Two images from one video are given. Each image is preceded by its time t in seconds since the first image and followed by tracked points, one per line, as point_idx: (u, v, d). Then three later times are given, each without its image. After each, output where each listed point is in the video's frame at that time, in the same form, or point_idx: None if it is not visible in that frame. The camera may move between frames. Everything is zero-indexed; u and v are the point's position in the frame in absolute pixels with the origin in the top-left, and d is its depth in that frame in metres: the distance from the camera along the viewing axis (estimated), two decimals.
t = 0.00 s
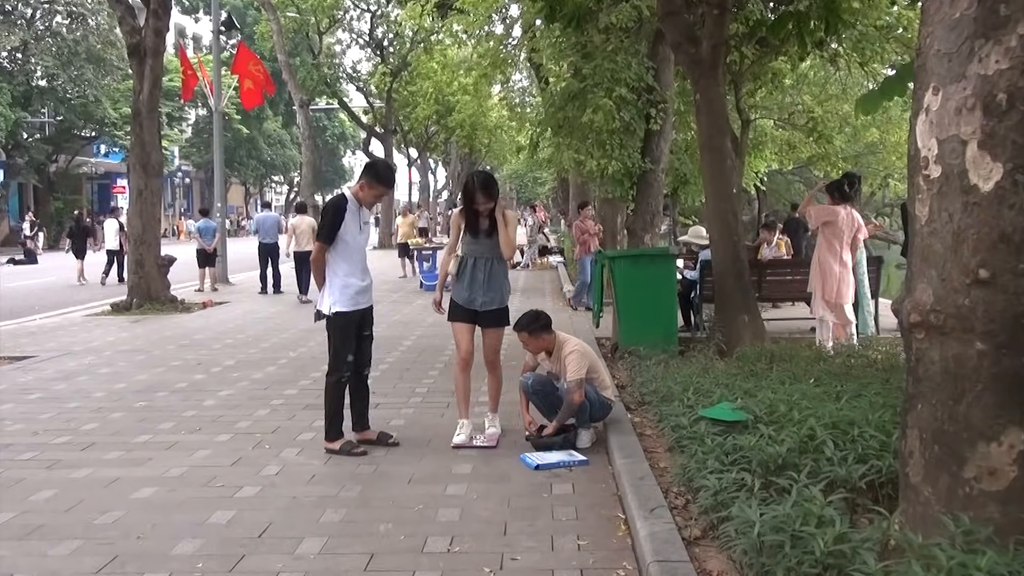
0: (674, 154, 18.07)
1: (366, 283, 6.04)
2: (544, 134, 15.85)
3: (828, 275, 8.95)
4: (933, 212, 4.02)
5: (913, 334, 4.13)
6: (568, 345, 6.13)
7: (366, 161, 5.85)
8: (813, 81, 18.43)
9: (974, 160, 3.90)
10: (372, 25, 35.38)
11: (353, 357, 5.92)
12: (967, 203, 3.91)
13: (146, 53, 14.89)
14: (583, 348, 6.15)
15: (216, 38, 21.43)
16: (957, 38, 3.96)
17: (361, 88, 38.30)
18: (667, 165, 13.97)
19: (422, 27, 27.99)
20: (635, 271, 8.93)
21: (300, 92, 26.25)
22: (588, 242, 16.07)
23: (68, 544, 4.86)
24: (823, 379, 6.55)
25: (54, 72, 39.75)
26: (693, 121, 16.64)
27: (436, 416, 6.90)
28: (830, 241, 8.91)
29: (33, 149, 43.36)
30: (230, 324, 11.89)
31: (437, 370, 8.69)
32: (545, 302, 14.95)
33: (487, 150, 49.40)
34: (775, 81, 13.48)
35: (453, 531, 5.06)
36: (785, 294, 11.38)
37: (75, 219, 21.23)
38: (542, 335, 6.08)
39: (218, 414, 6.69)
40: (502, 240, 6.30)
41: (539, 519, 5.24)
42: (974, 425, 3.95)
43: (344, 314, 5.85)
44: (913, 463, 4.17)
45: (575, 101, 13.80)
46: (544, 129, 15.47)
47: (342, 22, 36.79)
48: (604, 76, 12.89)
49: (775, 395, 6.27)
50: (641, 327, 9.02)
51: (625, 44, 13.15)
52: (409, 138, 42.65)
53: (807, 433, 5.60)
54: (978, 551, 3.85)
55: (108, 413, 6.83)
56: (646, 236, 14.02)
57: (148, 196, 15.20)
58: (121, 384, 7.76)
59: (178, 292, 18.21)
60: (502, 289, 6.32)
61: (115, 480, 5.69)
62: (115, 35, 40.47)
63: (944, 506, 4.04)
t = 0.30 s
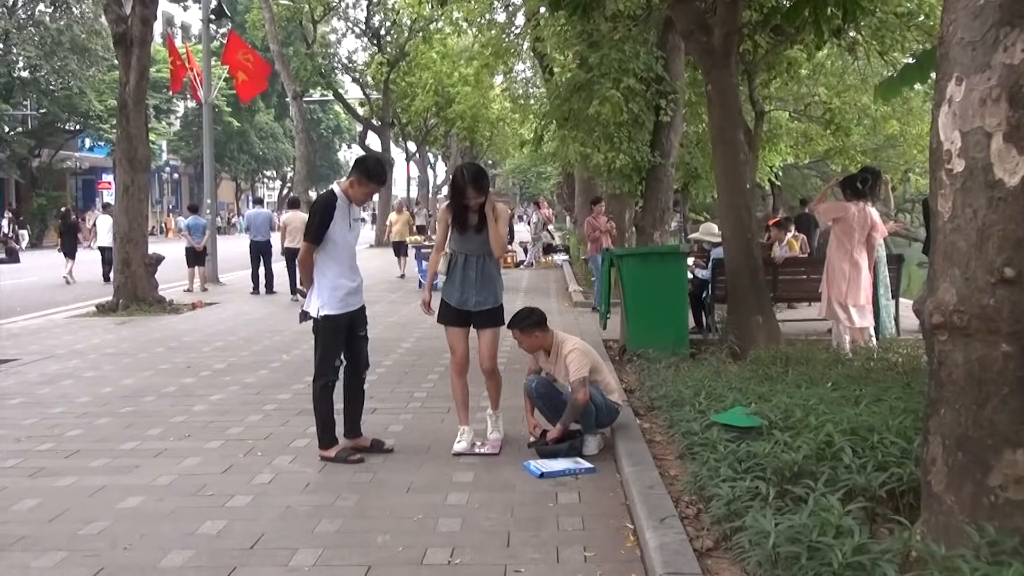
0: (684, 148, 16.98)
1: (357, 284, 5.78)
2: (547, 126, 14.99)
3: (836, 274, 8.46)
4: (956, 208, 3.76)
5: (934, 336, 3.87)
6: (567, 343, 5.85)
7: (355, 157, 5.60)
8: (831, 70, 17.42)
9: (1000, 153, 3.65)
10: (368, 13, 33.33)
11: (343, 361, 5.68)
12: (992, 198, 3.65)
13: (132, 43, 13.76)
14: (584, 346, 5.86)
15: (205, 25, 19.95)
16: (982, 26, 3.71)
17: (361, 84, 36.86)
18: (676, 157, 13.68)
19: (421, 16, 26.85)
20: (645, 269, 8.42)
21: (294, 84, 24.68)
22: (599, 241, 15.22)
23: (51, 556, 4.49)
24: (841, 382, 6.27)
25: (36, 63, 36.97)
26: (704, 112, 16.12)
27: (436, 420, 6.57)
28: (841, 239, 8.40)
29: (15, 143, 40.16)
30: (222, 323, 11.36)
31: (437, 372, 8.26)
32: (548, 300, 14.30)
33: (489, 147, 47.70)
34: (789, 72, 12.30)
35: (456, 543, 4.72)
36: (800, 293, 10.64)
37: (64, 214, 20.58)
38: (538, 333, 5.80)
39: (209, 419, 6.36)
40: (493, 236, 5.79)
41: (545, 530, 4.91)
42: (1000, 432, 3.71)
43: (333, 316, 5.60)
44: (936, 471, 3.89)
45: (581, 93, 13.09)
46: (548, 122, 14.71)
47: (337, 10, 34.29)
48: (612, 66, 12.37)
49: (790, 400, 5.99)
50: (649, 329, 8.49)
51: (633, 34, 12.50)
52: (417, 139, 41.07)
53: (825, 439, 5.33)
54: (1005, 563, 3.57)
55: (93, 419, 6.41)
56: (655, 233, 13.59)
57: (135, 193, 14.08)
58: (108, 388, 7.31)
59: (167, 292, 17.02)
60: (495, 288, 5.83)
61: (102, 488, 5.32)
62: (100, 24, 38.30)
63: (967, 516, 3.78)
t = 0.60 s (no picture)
0: (696, 142, 16.31)
1: (354, 284, 5.56)
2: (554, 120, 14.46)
3: (853, 273, 8.16)
4: (981, 204, 3.53)
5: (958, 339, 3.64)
6: (569, 345, 5.55)
7: (346, 153, 5.37)
8: (850, 60, 16.64)
9: None
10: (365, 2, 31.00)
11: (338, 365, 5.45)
12: (1020, 194, 3.43)
13: (121, 34, 13.17)
14: (587, 346, 5.56)
15: (196, 17, 18.91)
16: (1007, 14, 3.49)
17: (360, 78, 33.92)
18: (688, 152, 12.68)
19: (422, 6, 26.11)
20: (655, 269, 7.81)
21: (288, 74, 22.16)
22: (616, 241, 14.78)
23: (35, 569, 4.25)
24: (861, 388, 6.00)
25: (20, 55, 36.20)
26: (717, 106, 15.41)
27: (437, 428, 6.32)
28: (860, 237, 8.12)
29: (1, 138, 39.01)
30: (216, 325, 11.06)
31: (439, 377, 7.97)
32: (555, 301, 13.86)
33: (492, 145, 46.54)
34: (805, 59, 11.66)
35: (458, 555, 4.46)
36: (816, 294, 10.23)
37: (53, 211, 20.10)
38: (540, 335, 5.52)
39: (200, 426, 6.15)
40: (490, 234, 5.55)
41: (551, 542, 4.65)
42: None
43: (328, 319, 5.38)
44: (960, 480, 3.66)
45: (588, 85, 12.61)
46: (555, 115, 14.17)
47: None
48: (620, 57, 11.88)
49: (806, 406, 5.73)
50: (656, 333, 7.88)
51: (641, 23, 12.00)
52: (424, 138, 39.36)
53: (843, 447, 5.08)
54: None
55: (80, 426, 6.18)
56: (666, 232, 12.58)
57: (124, 190, 13.42)
58: (95, 394, 7.07)
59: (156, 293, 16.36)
60: (496, 288, 5.61)
61: (90, 498, 5.09)
62: (87, 14, 37.07)
63: (992, 526, 3.56)
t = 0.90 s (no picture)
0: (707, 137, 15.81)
1: (351, 286, 5.36)
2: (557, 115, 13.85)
3: (880, 273, 7.84)
4: (1007, 202, 3.33)
5: (981, 345, 3.44)
6: (571, 351, 5.33)
7: (342, 151, 5.17)
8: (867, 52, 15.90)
9: None
10: None
11: (335, 370, 5.25)
12: None
13: (108, 26, 12.71)
14: (590, 353, 5.36)
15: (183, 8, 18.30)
16: None
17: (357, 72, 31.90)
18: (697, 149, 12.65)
19: None
20: (664, 271, 7.33)
21: (280, 68, 21.71)
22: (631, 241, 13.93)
23: None
24: (878, 395, 5.77)
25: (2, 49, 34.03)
26: (728, 100, 14.62)
27: (437, 436, 6.10)
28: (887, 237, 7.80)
29: None
30: (207, 329, 10.80)
31: (438, 384, 7.73)
32: (560, 305, 13.49)
33: (493, 143, 45.55)
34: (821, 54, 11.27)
35: (459, 570, 4.24)
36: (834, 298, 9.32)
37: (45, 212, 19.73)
38: (543, 344, 5.26)
39: (190, 435, 5.94)
40: (492, 233, 5.33)
41: (556, 555, 4.43)
42: None
43: (324, 324, 5.18)
44: (981, 490, 3.47)
45: (594, 78, 12.07)
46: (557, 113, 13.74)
47: None
48: (628, 50, 11.44)
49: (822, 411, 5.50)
50: (665, 335, 7.41)
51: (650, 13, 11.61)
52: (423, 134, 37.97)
53: (860, 455, 4.86)
54: None
55: (65, 435, 5.96)
56: (675, 231, 12.63)
57: (112, 189, 12.98)
58: (80, 402, 6.83)
59: (145, 296, 15.85)
60: (500, 290, 5.41)
61: (75, 510, 4.87)
62: (73, 7, 35.15)
63: (1018, 539, 3.38)
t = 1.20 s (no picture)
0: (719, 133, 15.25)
1: (351, 287, 5.17)
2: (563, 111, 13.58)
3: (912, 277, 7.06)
4: None
5: (1007, 347, 3.22)
6: (566, 355, 5.12)
7: (343, 147, 4.98)
8: (886, 43, 15.23)
9: None
10: None
11: (334, 375, 5.06)
12: None
13: (95, 18, 12.17)
14: (585, 355, 5.16)
15: None
16: None
17: (354, 65, 29.33)
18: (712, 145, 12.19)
19: None
20: (675, 272, 7.01)
21: (274, 61, 20.79)
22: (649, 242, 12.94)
23: None
24: (898, 401, 5.57)
25: None
26: (740, 93, 14.40)
27: (438, 444, 5.90)
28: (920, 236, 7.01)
29: None
30: (200, 333, 10.55)
31: (439, 390, 7.50)
32: (566, 308, 13.14)
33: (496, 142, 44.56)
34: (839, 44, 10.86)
35: None
36: (853, 299, 8.84)
37: (39, 211, 19.54)
38: (531, 357, 5.00)
39: (180, 443, 5.75)
40: (496, 232, 5.15)
41: (564, 568, 4.20)
42: None
43: (324, 327, 4.99)
44: (1008, 500, 3.25)
45: (602, 71, 11.97)
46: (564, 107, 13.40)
47: None
48: (637, 41, 11.36)
49: (840, 418, 5.27)
50: (681, 338, 7.06)
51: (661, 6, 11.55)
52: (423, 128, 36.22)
53: (881, 464, 4.64)
54: None
55: (51, 444, 5.75)
56: (687, 231, 12.16)
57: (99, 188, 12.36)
58: (66, 410, 6.62)
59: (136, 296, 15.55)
60: (506, 290, 5.21)
61: (63, 521, 4.66)
62: None
63: None
